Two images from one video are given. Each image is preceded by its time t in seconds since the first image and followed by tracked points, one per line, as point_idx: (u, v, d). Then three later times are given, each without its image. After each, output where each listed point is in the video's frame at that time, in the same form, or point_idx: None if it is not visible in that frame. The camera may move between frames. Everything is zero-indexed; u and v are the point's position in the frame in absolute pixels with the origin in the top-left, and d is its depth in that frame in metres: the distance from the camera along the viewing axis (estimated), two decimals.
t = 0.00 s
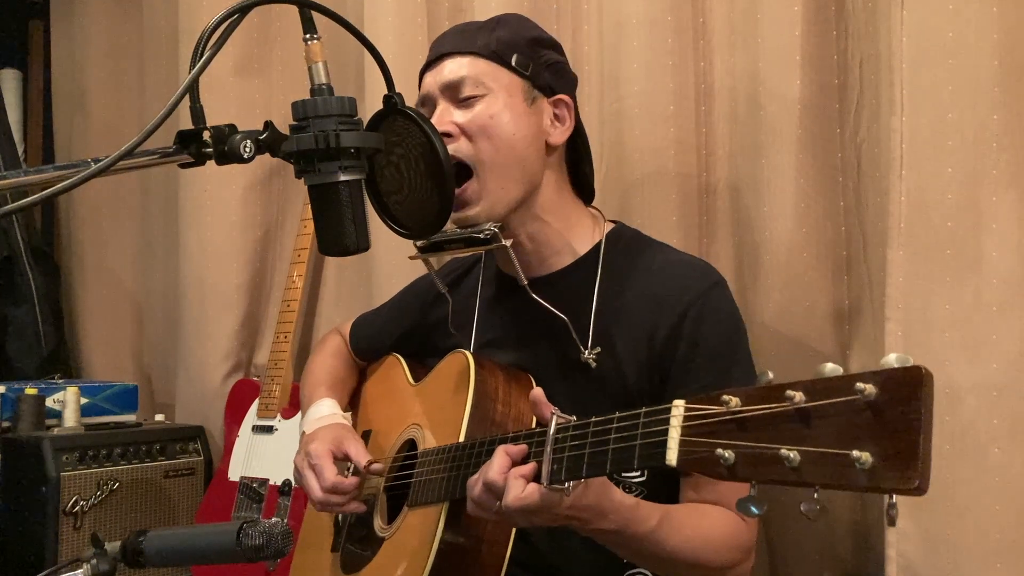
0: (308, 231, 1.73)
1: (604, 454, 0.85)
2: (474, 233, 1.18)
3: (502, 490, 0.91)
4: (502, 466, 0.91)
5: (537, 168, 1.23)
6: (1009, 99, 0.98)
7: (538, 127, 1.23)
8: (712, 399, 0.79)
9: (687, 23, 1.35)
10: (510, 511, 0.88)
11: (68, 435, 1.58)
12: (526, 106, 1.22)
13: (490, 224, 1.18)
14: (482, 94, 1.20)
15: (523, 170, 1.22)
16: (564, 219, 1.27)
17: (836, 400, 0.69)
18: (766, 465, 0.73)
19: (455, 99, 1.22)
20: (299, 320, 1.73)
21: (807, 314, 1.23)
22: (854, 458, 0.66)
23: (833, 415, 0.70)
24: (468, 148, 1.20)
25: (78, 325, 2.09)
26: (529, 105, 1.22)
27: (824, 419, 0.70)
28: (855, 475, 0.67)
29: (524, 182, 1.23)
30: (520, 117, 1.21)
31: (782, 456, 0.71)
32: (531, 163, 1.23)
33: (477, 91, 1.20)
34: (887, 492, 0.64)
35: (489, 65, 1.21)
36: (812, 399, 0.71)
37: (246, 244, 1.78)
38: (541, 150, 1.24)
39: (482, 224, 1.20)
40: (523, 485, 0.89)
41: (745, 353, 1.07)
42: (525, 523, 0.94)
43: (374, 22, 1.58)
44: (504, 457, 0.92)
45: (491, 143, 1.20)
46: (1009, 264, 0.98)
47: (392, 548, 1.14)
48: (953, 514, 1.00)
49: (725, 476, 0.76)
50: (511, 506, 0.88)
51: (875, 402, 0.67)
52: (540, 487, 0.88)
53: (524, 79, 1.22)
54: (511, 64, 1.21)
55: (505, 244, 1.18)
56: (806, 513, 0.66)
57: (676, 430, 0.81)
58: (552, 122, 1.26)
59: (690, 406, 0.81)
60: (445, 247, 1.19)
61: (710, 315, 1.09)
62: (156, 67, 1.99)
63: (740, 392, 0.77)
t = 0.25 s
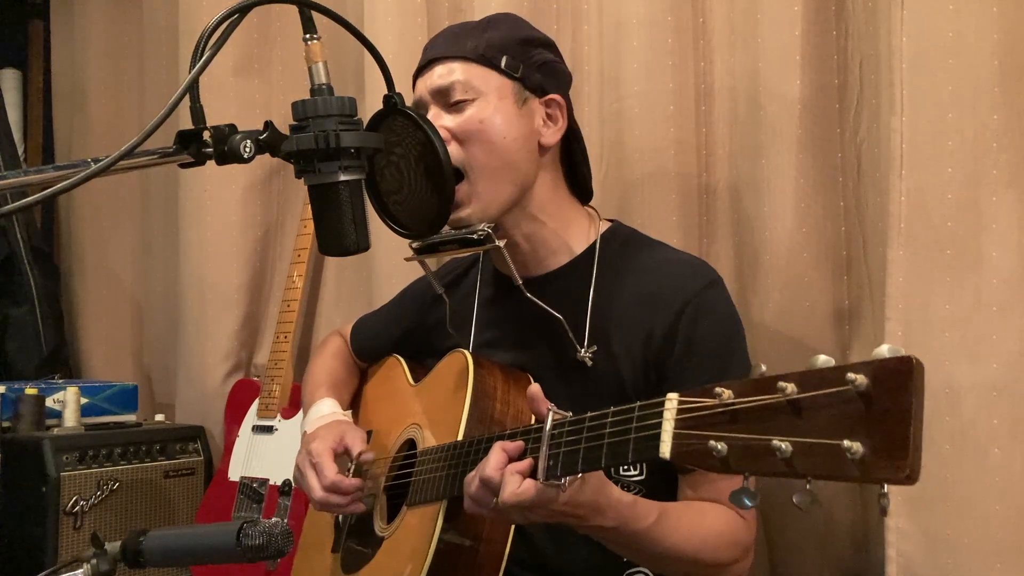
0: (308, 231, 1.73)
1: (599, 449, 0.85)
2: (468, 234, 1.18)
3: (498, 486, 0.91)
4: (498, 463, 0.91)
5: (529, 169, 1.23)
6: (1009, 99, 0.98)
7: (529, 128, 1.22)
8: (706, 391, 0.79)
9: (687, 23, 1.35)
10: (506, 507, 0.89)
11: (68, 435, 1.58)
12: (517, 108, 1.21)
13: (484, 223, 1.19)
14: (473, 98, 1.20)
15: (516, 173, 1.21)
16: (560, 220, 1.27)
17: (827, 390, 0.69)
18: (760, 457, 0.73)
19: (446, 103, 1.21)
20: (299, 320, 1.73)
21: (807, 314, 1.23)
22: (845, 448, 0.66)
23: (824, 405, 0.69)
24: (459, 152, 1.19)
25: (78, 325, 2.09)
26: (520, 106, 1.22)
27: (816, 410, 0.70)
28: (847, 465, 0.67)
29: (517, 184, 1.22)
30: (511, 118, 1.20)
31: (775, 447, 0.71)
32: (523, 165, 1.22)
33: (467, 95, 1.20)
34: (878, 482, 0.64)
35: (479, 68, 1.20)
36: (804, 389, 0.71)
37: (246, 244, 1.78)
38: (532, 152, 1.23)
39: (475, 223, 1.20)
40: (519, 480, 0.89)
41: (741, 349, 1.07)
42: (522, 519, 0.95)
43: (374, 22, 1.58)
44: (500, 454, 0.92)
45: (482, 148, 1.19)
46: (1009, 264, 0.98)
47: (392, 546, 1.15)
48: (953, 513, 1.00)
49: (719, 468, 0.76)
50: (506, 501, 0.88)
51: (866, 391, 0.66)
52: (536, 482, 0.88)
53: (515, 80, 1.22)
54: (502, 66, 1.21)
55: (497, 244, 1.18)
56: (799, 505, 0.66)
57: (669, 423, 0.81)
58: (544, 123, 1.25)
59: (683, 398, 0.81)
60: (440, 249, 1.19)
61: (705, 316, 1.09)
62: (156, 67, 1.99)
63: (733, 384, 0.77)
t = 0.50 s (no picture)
0: (308, 231, 1.73)
1: (591, 442, 0.86)
2: (466, 228, 1.20)
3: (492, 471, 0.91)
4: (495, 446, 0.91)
5: (526, 168, 1.23)
6: (1009, 99, 0.98)
7: (528, 126, 1.22)
8: (694, 381, 0.80)
9: (687, 23, 1.36)
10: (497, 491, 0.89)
11: (68, 435, 1.58)
12: (515, 106, 1.21)
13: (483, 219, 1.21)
14: (471, 97, 1.20)
15: (513, 171, 1.22)
16: (559, 218, 1.27)
17: (813, 377, 0.69)
18: (747, 445, 0.74)
19: (444, 102, 1.21)
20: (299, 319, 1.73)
21: (807, 314, 1.23)
22: (830, 435, 0.66)
23: (809, 392, 0.70)
24: (458, 151, 1.20)
25: (78, 325, 2.09)
26: (518, 105, 1.21)
27: (802, 398, 0.70)
28: (833, 452, 0.67)
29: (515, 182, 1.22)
30: (508, 116, 1.20)
31: (762, 435, 0.71)
32: (521, 163, 1.22)
33: (465, 94, 1.20)
34: (864, 468, 0.65)
35: (477, 67, 1.20)
36: (790, 377, 0.71)
37: (246, 244, 1.78)
38: (531, 149, 1.23)
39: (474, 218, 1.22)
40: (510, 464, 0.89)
41: (735, 347, 1.06)
42: (509, 513, 0.94)
43: (374, 22, 1.58)
44: (497, 438, 0.93)
45: (480, 146, 1.20)
46: (1009, 264, 0.98)
47: (391, 545, 1.15)
48: (952, 514, 1.00)
49: (707, 458, 0.76)
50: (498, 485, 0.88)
51: (850, 378, 0.67)
52: (530, 475, 0.88)
53: (513, 78, 1.22)
54: (499, 64, 1.21)
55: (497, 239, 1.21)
56: (786, 492, 0.67)
57: (659, 413, 0.80)
58: (542, 120, 1.25)
59: (672, 389, 0.81)
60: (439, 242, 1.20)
61: (699, 310, 1.09)
62: (156, 67, 1.99)
63: (721, 373, 0.77)
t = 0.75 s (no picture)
0: (308, 231, 1.73)
1: (584, 438, 0.86)
2: (471, 221, 1.21)
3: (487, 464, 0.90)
4: (491, 438, 0.91)
5: (526, 168, 1.23)
6: (1010, 99, 0.98)
7: (534, 123, 1.23)
8: (686, 375, 0.79)
9: (687, 23, 1.36)
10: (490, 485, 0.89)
11: (68, 435, 1.58)
12: (522, 103, 1.22)
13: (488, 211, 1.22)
14: (478, 93, 1.21)
15: (517, 169, 1.22)
16: (562, 214, 1.27)
17: (803, 370, 0.69)
18: (738, 438, 0.74)
19: (452, 98, 1.23)
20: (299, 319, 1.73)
21: (807, 314, 1.23)
22: (820, 428, 0.66)
23: (800, 386, 0.70)
24: (465, 146, 1.20)
25: (78, 325, 2.09)
26: (525, 101, 1.22)
27: (793, 391, 0.70)
28: (823, 444, 0.67)
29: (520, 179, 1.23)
30: (515, 113, 1.21)
31: (752, 428, 0.71)
32: (526, 160, 1.23)
33: (473, 91, 1.21)
34: (854, 460, 0.65)
35: (484, 64, 1.22)
36: (781, 370, 0.71)
37: (246, 244, 1.78)
38: (537, 146, 1.24)
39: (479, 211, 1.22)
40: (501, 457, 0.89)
41: (734, 337, 1.07)
42: (500, 511, 0.94)
43: (374, 22, 1.58)
44: (494, 430, 0.93)
45: (487, 142, 1.20)
46: (1009, 264, 0.98)
47: (390, 545, 1.15)
48: (953, 514, 1.00)
49: (698, 451, 0.76)
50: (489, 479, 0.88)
51: (841, 371, 0.67)
52: (525, 472, 0.88)
53: (520, 75, 1.23)
54: (506, 61, 1.22)
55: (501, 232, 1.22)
56: (776, 485, 0.67)
57: (650, 408, 0.81)
58: (548, 117, 1.26)
59: (664, 383, 0.81)
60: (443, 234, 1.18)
61: (699, 307, 1.09)
62: (156, 67, 1.99)
63: (712, 367, 0.77)
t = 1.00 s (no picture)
0: (308, 231, 1.73)
1: (582, 435, 0.86)
2: (481, 214, 1.21)
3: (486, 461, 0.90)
4: (491, 434, 0.91)
5: (527, 168, 1.23)
6: (1010, 100, 0.98)
7: (545, 120, 1.24)
8: (683, 371, 0.79)
9: (687, 24, 1.36)
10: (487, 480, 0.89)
11: (68, 435, 1.58)
12: (534, 99, 1.23)
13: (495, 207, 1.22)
14: (491, 88, 1.21)
15: (518, 168, 1.22)
16: (567, 212, 1.27)
17: (799, 367, 0.69)
18: (733, 434, 0.73)
19: (464, 94, 1.23)
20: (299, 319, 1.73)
21: (807, 314, 1.23)
22: (815, 424, 0.66)
23: (795, 382, 0.70)
24: (478, 141, 1.20)
25: (78, 325, 2.09)
26: (537, 98, 1.23)
27: (788, 387, 0.70)
28: (817, 440, 0.67)
29: (521, 178, 1.23)
30: (528, 109, 1.22)
31: (747, 424, 0.71)
32: (528, 159, 1.22)
33: (486, 86, 1.21)
34: (848, 456, 0.65)
35: (498, 61, 1.22)
36: (777, 366, 0.71)
37: (246, 244, 1.78)
38: (548, 143, 1.24)
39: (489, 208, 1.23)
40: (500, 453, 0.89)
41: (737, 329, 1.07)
42: (495, 509, 0.93)
43: (374, 22, 1.58)
44: (493, 426, 0.93)
45: (500, 138, 1.21)
46: (1009, 263, 0.98)
47: (389, 543, 1.15)
48: (952, 515, 1.00)
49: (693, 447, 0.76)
50: (488, 475, 0.88)
51: (836, 367, 0.67)
52: (524, 469, 0.88)
53: (533, 73, 1.23)
54: (520, 59, 1.22)
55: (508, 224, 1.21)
56: (770, 481, 0.67)
57: (648, 404, 0.81)
58: (559, 115, 1.26)
59: (662, 380, 0.81)
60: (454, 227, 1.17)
61: (703, 305, 1.09)
62: (156, 67, 1.99)
63: (709, 364, 0.77)
